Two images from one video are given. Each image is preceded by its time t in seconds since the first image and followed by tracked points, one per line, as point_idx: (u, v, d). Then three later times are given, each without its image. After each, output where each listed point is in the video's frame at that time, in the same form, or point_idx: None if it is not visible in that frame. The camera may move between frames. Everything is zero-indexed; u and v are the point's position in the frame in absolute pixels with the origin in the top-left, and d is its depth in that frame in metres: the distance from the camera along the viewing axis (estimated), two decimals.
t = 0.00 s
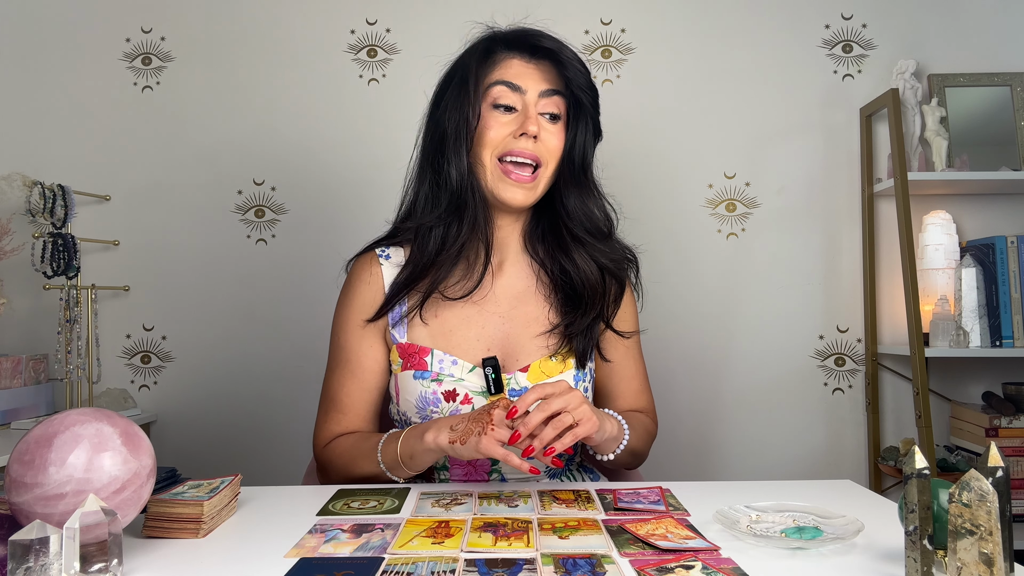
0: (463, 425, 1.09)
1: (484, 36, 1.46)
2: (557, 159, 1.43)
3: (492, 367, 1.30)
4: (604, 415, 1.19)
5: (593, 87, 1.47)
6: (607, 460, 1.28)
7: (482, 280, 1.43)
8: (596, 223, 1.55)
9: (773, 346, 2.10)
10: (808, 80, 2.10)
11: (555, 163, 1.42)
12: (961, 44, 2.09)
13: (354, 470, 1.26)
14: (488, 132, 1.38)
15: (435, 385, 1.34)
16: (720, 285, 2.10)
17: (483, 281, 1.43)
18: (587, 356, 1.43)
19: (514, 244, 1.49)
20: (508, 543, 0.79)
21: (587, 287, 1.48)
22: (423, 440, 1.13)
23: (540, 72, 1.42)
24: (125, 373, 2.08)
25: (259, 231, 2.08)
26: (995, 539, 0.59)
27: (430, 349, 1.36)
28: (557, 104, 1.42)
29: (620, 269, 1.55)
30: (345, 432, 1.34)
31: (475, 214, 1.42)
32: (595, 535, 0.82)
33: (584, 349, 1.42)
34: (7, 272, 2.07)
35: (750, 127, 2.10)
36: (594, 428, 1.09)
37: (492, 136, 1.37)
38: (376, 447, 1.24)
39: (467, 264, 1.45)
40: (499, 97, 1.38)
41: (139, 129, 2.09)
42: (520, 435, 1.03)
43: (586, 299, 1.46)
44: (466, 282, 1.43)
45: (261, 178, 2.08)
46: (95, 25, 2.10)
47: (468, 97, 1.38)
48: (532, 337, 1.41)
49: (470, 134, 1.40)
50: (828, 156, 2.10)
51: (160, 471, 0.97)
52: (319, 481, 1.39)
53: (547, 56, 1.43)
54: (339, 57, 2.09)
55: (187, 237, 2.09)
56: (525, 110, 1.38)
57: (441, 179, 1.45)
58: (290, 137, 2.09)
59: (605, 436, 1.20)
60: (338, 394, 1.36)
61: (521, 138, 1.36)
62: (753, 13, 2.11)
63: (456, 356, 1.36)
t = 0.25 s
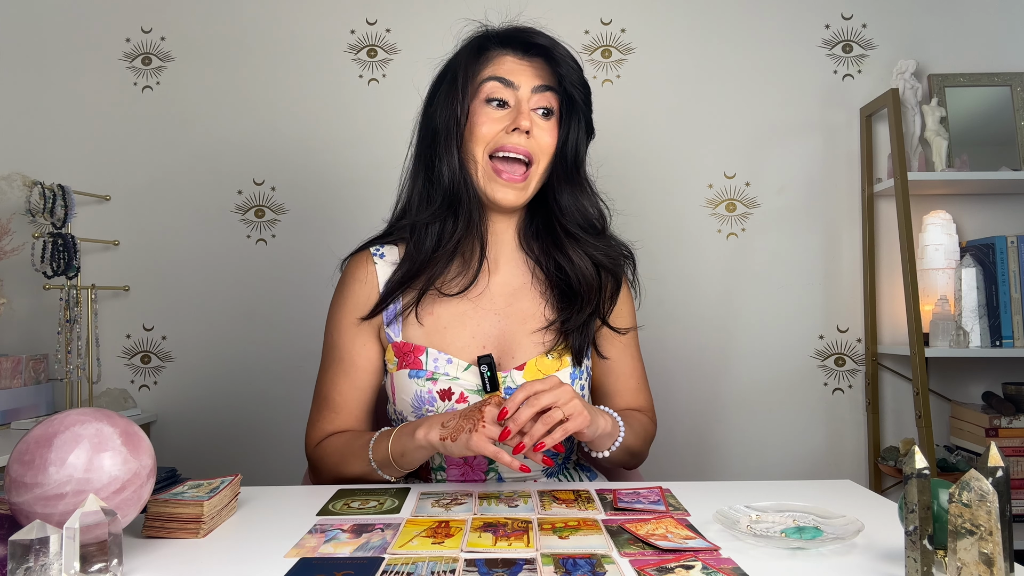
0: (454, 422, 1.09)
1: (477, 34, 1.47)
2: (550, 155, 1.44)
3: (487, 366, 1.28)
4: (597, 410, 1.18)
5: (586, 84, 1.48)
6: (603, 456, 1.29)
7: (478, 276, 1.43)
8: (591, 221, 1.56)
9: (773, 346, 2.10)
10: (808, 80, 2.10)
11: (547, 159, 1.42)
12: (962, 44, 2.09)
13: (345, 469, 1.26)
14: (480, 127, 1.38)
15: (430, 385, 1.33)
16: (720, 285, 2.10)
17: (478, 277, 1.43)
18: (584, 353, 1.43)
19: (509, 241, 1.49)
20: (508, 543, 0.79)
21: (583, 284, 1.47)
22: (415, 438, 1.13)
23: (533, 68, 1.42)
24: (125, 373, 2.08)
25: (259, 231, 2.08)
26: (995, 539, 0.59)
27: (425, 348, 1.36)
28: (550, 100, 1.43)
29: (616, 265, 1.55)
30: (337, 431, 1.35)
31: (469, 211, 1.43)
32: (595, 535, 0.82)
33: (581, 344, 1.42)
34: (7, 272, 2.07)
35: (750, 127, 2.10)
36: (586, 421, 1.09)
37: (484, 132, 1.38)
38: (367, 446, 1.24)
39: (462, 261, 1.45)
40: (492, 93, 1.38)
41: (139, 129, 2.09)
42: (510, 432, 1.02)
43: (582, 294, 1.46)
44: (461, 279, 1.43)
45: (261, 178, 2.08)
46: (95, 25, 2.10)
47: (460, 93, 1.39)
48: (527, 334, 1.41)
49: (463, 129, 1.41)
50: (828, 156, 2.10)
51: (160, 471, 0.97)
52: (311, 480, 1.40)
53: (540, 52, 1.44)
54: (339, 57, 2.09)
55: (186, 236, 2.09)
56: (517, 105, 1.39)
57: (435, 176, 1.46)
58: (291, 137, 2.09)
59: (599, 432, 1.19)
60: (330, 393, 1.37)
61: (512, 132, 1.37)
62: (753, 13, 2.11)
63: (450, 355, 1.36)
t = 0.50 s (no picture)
0: (449, 424, 1.09)
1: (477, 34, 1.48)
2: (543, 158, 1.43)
3: (481, 367, 1.27)
4: (592, 411, 1.18)
5: (582, 89, 1.48)
6: (599, 455, 1.29)
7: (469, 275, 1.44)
8: (584, 224, 1.56)
9: (773, 346, 2.10)
10: (808, 80, 2.10)
11: (539, 162, 1.42)
12: (962, 44, 2.09)
13: (346, 474, 1.26)
14: (473, 128, 1.38)
15: (425, 388, 1.33)
16: (720, 285, 2.10)
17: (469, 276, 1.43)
18: (578, 353, 1.43)
19: (501, 242, 1.49)
20: (508, 543, 0.79)
21: (577, 286, 1.47)
22: (412, 441, 1.13)
23: (529, 72, 1.42)
24: (125, 373, 2.08)
25: (259, 231, 2.08)
26: (995, 539, 0.59)
27: (419, 351, 1.35)
28: (545, 104, 1.42)
29: (610, 272, 1.54)
30: (338, 436, 1.35)
31: (460, 210, 1.43)
32: (595, 535, 0.82)
33: (575, 344, 1.42)
34: (7, 272, 2.07)
35: (750, 127, 2.10)
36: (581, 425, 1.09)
37: (477, 131, 1.37)
38: (366, 450, 1.25)
39: (454, 261, 1.45)
40: (487, 93, 1.38)
41: (139, 129, 2.09)
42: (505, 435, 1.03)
43: (573, 297, 1.46)
44: (452, 278, 1.43)
45: (261, 178, 2.08)
46: (95, 25, 2.10)
47: (456, 92, 1.39)
48: (518, 334, 1.40)
49: (457, 127, 1.41)
50: (828, 156, 2.10)
51: (160, 471, 0.97)
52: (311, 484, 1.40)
53: (538, 57, 1.44)
54: (339, 57, 2.09)
55: (186, 236, 2.09)
56: (512, 108, 1.39)
57: (428, 175, 1.46)
58: (291, 137, 2.09)
59: (594, 432, 1.19)
60: (329, 398, 1.37)
61: (505, 135, 1.36)
62: (753, 13, 2.11)
63: (444, 356, 1.35)
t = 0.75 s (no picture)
0: (446, 423, 1.09)
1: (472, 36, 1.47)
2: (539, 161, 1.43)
3: (478, 367, 1.29)
4: (588, 410, 1.18)
5: (578, 92, 1.47)
6: (596, 454, 1.29)
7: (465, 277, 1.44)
8: (581, 225, 1.56)
9: (773, 346, 2.10)
10: (808, 80, 2.10)
11: (535, 166, 1.42)
12: (962, 44, 2.09)
13: (345, 473, 1.26)
14: (470, 132, 1.38)
15: (423, 388, 1.33)
16: (720, 285, 2.10)
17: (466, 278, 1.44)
18: (576, 353, 1.43)
19: (498, 244, 1.49)
20: (508, 543, 0.79)
21: (573, 287, 1.47)
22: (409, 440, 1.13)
23: (526, 75, 1.42)
24: (125, 373, 2.08)
25: (259, 231, 2.08)
26: (995, 539, 0.59)
27: (417, 351, 1.35)
28: (541, 108, 1.42)
29: (607, 273, 1.54)
30: (336, 436, 1.35)
31: (457, 213, 1.44)
32: (595, 535, 0.82)
33: (572, 343, 1.41)
34: (7, 272, 2.07)
35: (750, 127, 2.10)
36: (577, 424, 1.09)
37: (473, 135, 1.38)
38: (365, 450, 1.24)
39: (451, 263, 1.45)
40: (484, 97, 1.38)
41: (140, 129, 2.09)
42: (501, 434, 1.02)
43: (571, 298, 1.46)
44: (449, 280, 1.43)
45: (261, 178, 2.08)
46: (95, 25, 2.10)
47: (452, 95, 1.39)
48: (516, 335, 1.40)
49: (453, 131, 1.41)
50: (828, 156, 2.10)
51: (160, 471, 0.97)
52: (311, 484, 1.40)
53: (534, 60, 1.43)
54: (339, 57, 2.09)
55: (187, 236, 2.09)
56: (508, 112, 1.38)
57: (424, 177, 1.46)
58: (291, 137, 2.09)
59: (590, 430, 1.19)
60: (327, 398, 1.37)
61: (502, 141, 1.37)
62: (753, 14, 2.11)
63: (442, 356, 1.35)
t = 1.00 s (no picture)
0: (445, 423, 1.09)
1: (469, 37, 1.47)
2: (537, 162, 1.43)
3: (476, 367, 1.31)
4: (587, 410, 1.18)
5: (576, 92, 1.47)
6: (596, 455, 1.29)
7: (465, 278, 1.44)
8: (581, 226, 1.55)
9: (773, 346, 2.10)
10: (808, 80, 2.10)
11: (533, 166, 1.42)
12: (962, 44, 2.09)
13: (347, 473, 1.27)
14: (467, 134, 1.39)
15: (422, 388, 1.33)
16: (720, 285, 2.10)
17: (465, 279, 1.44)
18: (575, 353, 1.42)
19: (497, 245, 1.49)
20: (508, 544, 0.79)
21: (572, 287, 1.47)
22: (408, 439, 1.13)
23: (523, 76, 1.42)
24: (125, 373, 2.08)
25: (259, 231, 2.08)
26: (995, 539, 0.59)
27: (416, 351, 1.35)
28: (538, 109, 1.42)
29: (607, 273, 1.53)
30: (338, 436, 1.35)
31: (455, 215, 1.44)
32: (595, 535, 0.82)
33: (571, 343, 1.41)
34: (7, 272, 2.07)
35: (750, 127, 2.10)
36: (575, 422, 1.09)
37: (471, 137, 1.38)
38: (366, 449, 1.25)
39: (451, 265, 1.45)
40: (480, 98, 1.39)
41: (139, 129, 2.09)
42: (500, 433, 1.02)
43: (570, 299, 1.45)
44: (449, 282, 1.44)
45: (261, 178, 2.08)
46: (95, 25, 2.10)
47: (449, 97, 1.40)
48: (515, 336, 1.40)
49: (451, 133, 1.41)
50: (828, 156, 2.10)
51: (160, 471, 0.97)
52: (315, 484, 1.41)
53: (531, 61, 1.43)
54: (339, 57, 2.09)
55: (186, 236, 2.09)
56: (505, 113, 1.39)
57: (422, 178, 1.46)
58: (290, 137, 2.09)
59: (589, 431, 1.19)
60: (329, 399, 1.38)
61: (500, 142, 1.37)
62: (753, 13, 2.11)
63: (441, 357, 1.35)
